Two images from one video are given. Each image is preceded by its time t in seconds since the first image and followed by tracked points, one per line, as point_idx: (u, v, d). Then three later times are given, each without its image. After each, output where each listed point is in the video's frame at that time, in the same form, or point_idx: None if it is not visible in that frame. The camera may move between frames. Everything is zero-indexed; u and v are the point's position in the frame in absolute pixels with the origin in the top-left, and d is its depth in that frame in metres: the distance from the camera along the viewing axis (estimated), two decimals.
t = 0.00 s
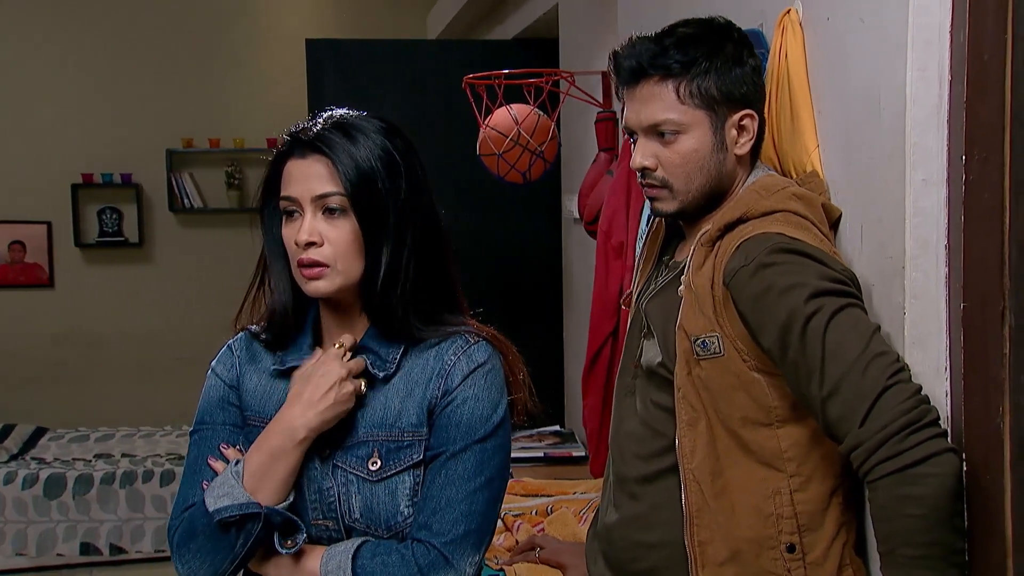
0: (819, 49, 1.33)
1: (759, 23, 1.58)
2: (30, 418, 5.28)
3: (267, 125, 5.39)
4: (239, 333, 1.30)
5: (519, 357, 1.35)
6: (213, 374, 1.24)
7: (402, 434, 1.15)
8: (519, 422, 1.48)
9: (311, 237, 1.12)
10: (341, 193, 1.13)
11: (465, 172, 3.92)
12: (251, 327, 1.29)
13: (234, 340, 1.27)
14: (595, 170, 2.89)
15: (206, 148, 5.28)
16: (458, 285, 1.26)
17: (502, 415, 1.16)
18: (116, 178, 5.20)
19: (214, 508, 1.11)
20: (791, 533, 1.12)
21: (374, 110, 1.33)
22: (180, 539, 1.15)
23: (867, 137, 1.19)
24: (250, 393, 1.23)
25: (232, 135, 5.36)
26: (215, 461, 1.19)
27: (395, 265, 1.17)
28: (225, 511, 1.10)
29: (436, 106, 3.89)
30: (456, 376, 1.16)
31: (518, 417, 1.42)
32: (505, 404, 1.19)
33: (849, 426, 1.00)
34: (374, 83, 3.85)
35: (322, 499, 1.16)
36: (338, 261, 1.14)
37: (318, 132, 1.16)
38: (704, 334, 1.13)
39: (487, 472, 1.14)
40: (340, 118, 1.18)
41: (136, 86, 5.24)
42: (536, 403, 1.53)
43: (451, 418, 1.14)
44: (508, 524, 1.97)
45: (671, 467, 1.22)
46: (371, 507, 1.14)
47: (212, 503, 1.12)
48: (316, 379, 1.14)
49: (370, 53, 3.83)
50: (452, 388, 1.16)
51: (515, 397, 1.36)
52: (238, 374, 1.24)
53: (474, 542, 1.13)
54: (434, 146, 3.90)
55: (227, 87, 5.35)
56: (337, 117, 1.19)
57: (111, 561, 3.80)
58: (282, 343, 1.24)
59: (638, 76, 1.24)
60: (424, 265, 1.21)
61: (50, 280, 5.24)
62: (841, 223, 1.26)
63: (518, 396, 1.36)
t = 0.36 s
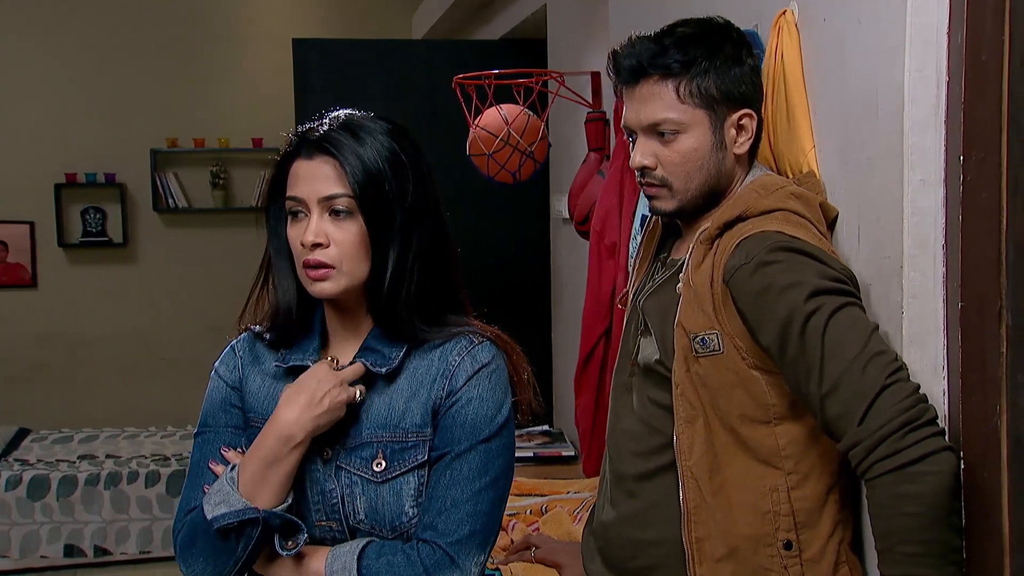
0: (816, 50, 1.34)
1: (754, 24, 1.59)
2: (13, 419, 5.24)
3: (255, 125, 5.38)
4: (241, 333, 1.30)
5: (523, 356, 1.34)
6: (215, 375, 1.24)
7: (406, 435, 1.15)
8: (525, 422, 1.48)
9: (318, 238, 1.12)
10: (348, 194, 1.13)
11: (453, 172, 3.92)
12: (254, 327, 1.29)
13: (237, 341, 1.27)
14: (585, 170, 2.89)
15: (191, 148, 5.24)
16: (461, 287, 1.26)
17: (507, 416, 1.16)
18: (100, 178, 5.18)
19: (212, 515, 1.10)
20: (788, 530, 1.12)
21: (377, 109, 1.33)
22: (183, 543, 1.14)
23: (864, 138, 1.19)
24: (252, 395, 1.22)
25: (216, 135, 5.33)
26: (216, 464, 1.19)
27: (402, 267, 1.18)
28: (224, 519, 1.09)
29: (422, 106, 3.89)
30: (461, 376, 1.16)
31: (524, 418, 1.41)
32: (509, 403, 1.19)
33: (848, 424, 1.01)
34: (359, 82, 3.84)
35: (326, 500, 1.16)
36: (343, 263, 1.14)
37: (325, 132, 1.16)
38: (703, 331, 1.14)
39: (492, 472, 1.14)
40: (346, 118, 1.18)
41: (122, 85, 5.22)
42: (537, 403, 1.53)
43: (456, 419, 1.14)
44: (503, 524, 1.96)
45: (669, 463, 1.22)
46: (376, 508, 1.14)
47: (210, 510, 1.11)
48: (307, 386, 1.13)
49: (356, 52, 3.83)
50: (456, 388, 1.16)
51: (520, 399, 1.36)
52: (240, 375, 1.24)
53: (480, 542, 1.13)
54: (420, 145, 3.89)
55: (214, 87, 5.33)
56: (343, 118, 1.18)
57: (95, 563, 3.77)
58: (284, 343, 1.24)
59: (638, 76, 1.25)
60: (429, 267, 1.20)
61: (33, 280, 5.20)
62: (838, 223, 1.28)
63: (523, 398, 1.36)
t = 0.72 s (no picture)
0: (815, 51, 1.34)
1: (751, 25, 1.59)
2: None
3: (243, 124, 5.35)
4: (253, 333, 1.30)
5: (530, 359, 1.36)
6: (227, 374, 1.24)
7: (410, 437, 1.15)
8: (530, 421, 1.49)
9: (322, 237, 1.12)
10: (353, 194, 1.14)
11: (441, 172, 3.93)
12: (265, 329, 1.28)
13: (248, 341, 1.27)
14: (577, 170, 2.90)
15: (177, 147, 5.21)
16: (469, 287, 1.27)
17: (511, 418, 1.16)
18: (86, 177, 5.16)
19: (235, 512, 1.11)
20: (788, 526, 1.13)
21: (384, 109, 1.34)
22: (190, 540, 1.14)
23: (864, 138, 1.20)
24: (264, 395, 1.22)
25: (203, 134, 5.30)
26: (226, 463, 1.19)
27: (407, 264, 1.18)
28: (247, 516, 1.10)
29: (409, 106, 3.89)
30: (465, 378, 1.16)
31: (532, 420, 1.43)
32: (515, 405, 1.19)
33: (848, 422, 1.01)
34: (347, 82, 3.84)
35: (331, 499, 1.15)
36: (348, 263, 1.14)
37: (331, 132, 1.16)
38: (704, 328, 1.14)
39: (496, 474, 1.14)
40: (352, 119, 1.18)
41: (109, 84, 5.19)
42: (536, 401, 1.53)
43: (460, 421, 1.14)
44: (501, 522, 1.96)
45: (669, 461, 1.22)
46: (380, 509, 1.14)
47: (232, 507, 1.11)
48: (337, 390, 1.13)
49: (342, 52, 3.82)
50: (461, 391, 1.16)
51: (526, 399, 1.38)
52: (251, 374, 1.23)
53: (483, 544, 1.12)
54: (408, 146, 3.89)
55: (202, 86, 5.31)
56: (347, 119, 1.19)
57: (82, 564, 3.76)
58: (297, 340, 1.24)
59: (641, 73, 1.28)
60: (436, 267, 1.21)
61: (18, 280, 5.17)
62: (837, 221, 1.28)
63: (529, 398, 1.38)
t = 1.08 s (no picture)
0: (811, 51, 1.35)
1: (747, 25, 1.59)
2: None
3: (230, 122, 5.33)
4: (253, 331, 1.30)
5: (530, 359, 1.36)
6: (227, 373, 1.24)
7: (409, 436, 1.15)
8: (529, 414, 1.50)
9: (323, 237, 1.13)
10: (353, 194, 1.14)
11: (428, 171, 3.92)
12: (265, 326, 1.29)
13: (248, 339, 1.27)
14: (567, 169, 2.90)
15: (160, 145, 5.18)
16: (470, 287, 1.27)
17: (511, 416, 1.16)
18: (69, 176, 5.12)
19: (241, 508, 1.12)
20: (786, 523, 1.13)
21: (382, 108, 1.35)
22: (188, 538, 1.15)
23: (862, 137, 1.21)
24: (265, 395, 1.22)
25: (187, 132, 5.27)
26: (227, 460, 1.20)
27: (407, 267, 1.18)
28: (252, 514, 1.11)
29: (396, 105, 3.88)
30: (465, 377, 1.16)
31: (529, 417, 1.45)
32: (515, 404, 1.18)
33: (847, 420, 1.02)
34: (334, 80, 3.82)
35: (329, 499, 1.15)
36: (349, 263, 1.14)
37: (330, 132, 1.16)
38: (703, 326, 1.14)
39: (494, 473, 1.14)
40: (350, 119, 1.19)
41: (93, 82, 5.16)
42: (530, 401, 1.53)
43: (458, 419, 1.14)
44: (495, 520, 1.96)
45: (668, 459, 1.23)
46: (378, 508, 1.14)
47: (238, 503, 1.13)
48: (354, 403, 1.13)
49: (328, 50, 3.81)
50: (460, 389, 1.16)
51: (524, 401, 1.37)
52: (251, 372, 1.24)
53: (479, 542, 1.13)
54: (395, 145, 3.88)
55: (188, 84, 5.27)
56: (346, 118, 1.19)
57: (66, 564, 3.73)
58: (298, 340, 1.24)
59: (642, 69, 1.29)
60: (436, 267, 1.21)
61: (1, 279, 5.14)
62: (834, 220, 1.29)
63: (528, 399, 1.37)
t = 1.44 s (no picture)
0: (806, 52, 1.36)
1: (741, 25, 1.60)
2: None
3: (215, 121, 5.30)
4: (239, 330, 1.29)
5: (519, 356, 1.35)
6: (213, 371, 1.23)
7: (400, 433, 1.14)
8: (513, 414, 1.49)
9: (314, 238, 1.13)
10: (343, 194, 1.14)
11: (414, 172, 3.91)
12: (251, 325, 1.28)
13: (234, 338, 1.26)
14: (556, 169, 2.90)
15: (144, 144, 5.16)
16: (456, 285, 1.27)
17: (501, 414, 1.17)
18: (51, 175, 5.08)
19: (235, 506, 1.12)
20: (786, 523, 1.14)
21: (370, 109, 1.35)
22: (180, 537, 1.14)
23: (858, 138, 1.22)
24: (253, 394, 1.21)
25: (171, 132, 5.24)
26: (218, 458, 1.19)
27: (397, 269, 1.18)
28: (246, 512, 1.11)
29: (381, 104, 3.88)
30: (456, 374, 1.16)
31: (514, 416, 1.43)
32: (504, 402, 1.19)
33: (844, 420, 1.03)
34: (319, 79, 3.81)
35: (320, 498, 1.15)
36: (341, 263, 1.14)
37: (318, 133, 1.16)
38: (701, 328, 1.15)
39: (485, 470, 1.14)
40: (337, 119, 1.19)
41: (77, 81, 5.13)
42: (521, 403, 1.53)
43: (450, 417, 1.14)
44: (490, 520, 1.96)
45: (668, 459, 1.23)
46: (370, 506, 1.14)
47: (231, 501, 1.12)
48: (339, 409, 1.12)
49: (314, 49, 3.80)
50: (452, 386, 1.16)
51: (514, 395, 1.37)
52: (239, 372, 1.23)
53: (471, 539, 1.13)
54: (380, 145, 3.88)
55: (173, 83, 5.25)
56: (332, 119, 1.20)
57: (48, 566, 3.72)
58: (286, 341, 1.23)
59: (641, 68, 1.29)
60: (426, 265, 1.21)
61: None
62: (829, 221, 1.30)
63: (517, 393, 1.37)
